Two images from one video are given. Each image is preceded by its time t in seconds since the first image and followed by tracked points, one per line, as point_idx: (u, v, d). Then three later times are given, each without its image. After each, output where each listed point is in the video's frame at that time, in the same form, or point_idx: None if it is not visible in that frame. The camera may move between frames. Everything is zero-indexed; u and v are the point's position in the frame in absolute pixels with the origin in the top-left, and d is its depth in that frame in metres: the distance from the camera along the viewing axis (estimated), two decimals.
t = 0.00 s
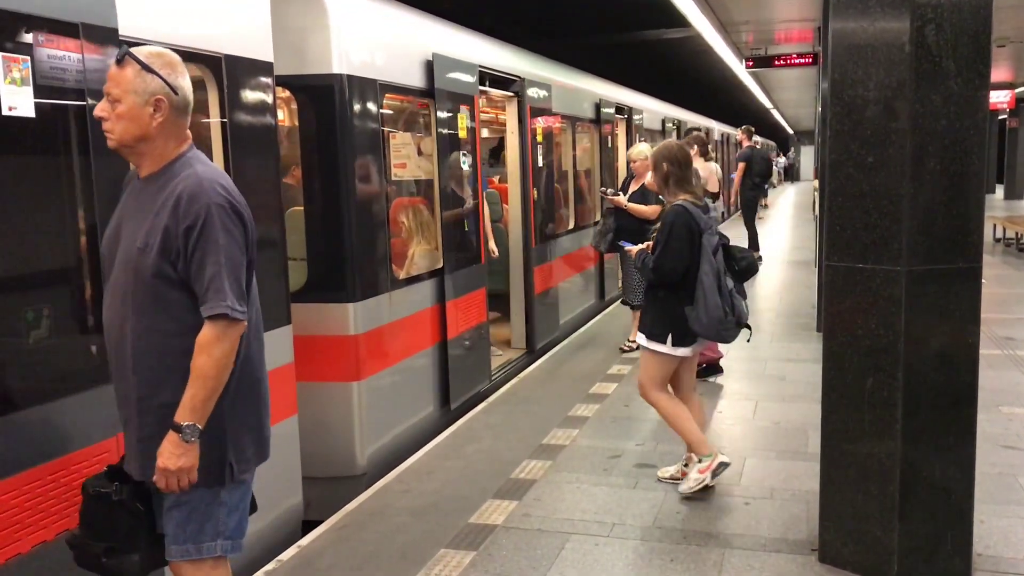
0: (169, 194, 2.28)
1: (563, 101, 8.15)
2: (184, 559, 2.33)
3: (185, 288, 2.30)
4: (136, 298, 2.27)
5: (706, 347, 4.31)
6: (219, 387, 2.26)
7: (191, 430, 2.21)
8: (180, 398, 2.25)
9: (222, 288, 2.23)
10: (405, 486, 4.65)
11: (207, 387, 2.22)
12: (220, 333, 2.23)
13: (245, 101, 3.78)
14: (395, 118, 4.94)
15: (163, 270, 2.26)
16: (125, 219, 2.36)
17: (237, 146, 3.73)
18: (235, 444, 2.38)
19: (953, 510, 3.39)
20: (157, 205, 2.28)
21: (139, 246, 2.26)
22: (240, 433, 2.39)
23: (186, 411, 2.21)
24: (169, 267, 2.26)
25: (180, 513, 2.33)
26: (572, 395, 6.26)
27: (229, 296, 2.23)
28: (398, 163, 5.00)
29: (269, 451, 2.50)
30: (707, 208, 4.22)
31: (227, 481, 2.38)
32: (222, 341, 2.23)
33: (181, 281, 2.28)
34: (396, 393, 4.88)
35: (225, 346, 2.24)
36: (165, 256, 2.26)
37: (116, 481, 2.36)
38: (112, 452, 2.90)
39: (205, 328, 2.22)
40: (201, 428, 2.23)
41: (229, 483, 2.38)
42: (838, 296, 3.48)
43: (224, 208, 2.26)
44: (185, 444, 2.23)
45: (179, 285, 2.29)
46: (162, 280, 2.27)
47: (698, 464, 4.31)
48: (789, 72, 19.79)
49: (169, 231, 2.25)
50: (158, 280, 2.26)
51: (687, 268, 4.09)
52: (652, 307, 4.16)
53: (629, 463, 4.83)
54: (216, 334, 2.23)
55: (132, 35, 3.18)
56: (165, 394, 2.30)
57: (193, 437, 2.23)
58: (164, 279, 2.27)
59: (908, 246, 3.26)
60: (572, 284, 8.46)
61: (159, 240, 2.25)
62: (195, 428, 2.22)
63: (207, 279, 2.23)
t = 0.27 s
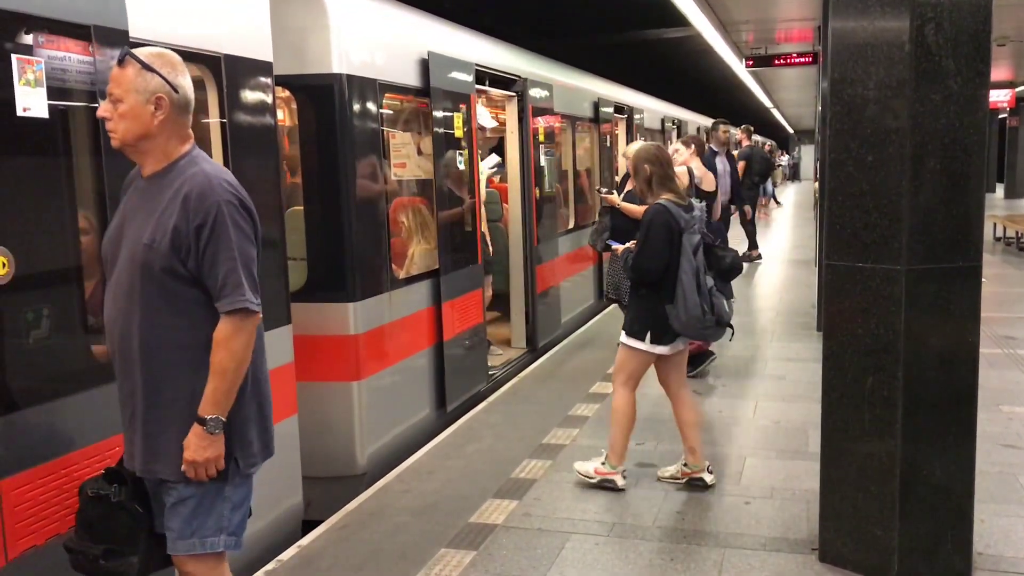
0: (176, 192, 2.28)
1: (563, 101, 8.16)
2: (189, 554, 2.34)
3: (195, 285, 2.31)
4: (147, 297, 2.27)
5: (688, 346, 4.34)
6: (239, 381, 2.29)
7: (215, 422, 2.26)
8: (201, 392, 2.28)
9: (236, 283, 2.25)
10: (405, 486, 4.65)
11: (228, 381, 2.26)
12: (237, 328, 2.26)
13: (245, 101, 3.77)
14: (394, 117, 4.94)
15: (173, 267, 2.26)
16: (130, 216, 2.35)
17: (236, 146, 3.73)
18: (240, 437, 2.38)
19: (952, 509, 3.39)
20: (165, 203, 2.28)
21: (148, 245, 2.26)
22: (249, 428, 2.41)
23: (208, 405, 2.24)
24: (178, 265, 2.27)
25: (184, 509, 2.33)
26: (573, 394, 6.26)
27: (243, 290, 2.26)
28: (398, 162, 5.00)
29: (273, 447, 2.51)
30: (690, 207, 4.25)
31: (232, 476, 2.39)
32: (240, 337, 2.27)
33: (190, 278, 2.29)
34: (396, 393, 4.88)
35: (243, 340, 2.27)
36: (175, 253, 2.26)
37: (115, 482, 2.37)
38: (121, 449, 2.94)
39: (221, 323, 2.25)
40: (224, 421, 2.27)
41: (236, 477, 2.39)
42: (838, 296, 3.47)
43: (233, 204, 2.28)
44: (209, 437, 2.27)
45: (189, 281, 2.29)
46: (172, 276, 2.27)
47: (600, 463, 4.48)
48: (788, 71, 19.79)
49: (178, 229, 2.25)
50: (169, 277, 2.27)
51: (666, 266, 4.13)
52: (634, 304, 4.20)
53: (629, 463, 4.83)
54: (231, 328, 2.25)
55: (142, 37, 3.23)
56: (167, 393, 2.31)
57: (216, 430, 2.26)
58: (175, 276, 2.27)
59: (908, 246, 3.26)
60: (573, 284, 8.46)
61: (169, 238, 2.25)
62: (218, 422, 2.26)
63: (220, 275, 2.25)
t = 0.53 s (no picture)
0: (175, 187, 2.28)
1: (563, 99, 8.16)
2: (208, 551, 2.33)
3: (195, 281, 2.30)
4: (147, 293, 2.27)
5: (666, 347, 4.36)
6: (234, 377, 2.26)
7: (209, 420, 2.22)
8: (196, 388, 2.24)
9: (234, 279, 2.24)
10: (405, 485, 4.65)
11: (222, 378, 2.22)
12: (233, 324, 2.24)
13: (244, 100, 3.77)
14: (394, 117, 4.94)
15: (173, 263, 2.26)
16: (130, 213, 2.36)
17: (236, 145, 3.73)
18: (247, 431, 2.38)
19: (952, 508, 3.39)
20: (165, 198, 2.28)
21: (148, 241, 2.26)
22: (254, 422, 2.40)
23: (201, 402, 2.20)
24: (178, 261, 2.26)
25: (197, 506, 2.33)
26: (573, 393, 6.26)
27: (241, 286, 2.24)
28: (397, 162, 5.00)
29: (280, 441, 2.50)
30: (664, 205, 4.28)
31: (241, 471, 2.38)
32: (235, 333, 2.24)
33: (190, 274, 2.28)
34: (396, 392, 4.88)
35: (239, 335, 2.24)
36: (175, 249, 2.26)
37: (117, 483, 2.37)
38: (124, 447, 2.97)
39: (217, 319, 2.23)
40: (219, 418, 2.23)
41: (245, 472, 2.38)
42: (838, 294, 3.47)
43: (232, 200, 2.27)
44: (204, 435, 2.23)
45: (188, 278, 2.29)
46: (172, 272, 2.27)
47: (582, 462, 4.55)
48: (788, 70, 19.79)
49: (178, 224, 2.25)
50: (168, 274, 2.27)
51: (638, 263, 4.18)
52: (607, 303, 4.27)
53: (629, 462, 4.83)
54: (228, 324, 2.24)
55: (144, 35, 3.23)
56: (169, 391, 2.31)
57: (211, 428, 2.22)
58: (174, 272, 2.27)
59: (908, 244, 3.25)
60: (573, 282, 8.47)
61: (168, 234, 2.25)
62: (213, 419, 2.22)
63: (218, 270, 2.24)
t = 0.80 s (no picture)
0: (168, 188, 2.28)
1: (561, 99, 8.16)
2: (203, 552, 2.34)
3: (187, 282, 2.30)
4: (140, 293, 2.27)
5: (633, 346, 4.40)
6: (223, 378, 2.25)
7: (197, 421, 2.21)
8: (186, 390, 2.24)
9: (224, 279, 2.23)
10: (403, 485, 4.64)
11: (210, 378, 2.22)
12: (223, 325, 2.23)
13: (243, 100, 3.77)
14: (392, 116, 4.93)
15: (166, 264, 2.26)
16: (124, 213, 2.36)
17: (234, 145, 3.73)
18: (240, 432, 2.38)
19: (950, 508, 3.39)
20: (157, 199, 2.28)
21: (140, 241, 2.26)
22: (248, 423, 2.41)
23: (189, 403, 2.21)
24: (170, 261, 2.26)
25: (193, 507, 2.33)
26: (571, 393, 6.26)
27: (231, 286, 2.23)
28: (395, 161, 4.99)
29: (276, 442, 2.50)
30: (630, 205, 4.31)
31: (236, 473, 2.38)
32: (225, 333, 2.23)
33: (182, 274, 2.28)
34: (393, 392, 4.87)
35: (228, 337, 2.23)
36: (166, 249, 2.25)
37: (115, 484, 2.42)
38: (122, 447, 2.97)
39: (207, 319, 2.23)
40: (207, 419, 2.23)
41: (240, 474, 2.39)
42: (836, 294, 3.46)
43: (224, 200, 2.26)
44: (191, 436, 2.23)
45: (180, 278, 2.28)
46: (164, 273, 2.27)
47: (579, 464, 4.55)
48: (787, 70, 19.79)
49: (169, 225, 2.24)
50: (161, 274, 2.26)
51: (599, 261, 4.23)
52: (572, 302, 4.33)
53: (628, 462, 4.83)
54: (218, 325, 2.23)
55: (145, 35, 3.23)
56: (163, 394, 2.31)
57: (198, 429, 2.22)
58: (166, 272, 2.27)
59: (905, 244, 3.26)
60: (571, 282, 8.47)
61: (160, 234, 2.24)
62: (201, 420, 2.22)
63: (209, 270, 2.23)
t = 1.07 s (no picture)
0: (158, 189, 2.29)
1: (557, 100, 8.16)
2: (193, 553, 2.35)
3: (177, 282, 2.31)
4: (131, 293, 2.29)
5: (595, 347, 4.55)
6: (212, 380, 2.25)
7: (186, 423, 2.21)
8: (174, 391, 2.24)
9: (211, 280, 2.24)
10: (398, 486, 4.64)
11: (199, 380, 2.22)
12: (211, 326, 2.23)
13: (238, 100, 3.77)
14: (387, 116, 4.93)
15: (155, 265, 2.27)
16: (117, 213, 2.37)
17: (229, 145, 3.72)
18: (231, 434, 2.39)
19: (944, 509, 3.40)
20: (147, 200, 2.30)
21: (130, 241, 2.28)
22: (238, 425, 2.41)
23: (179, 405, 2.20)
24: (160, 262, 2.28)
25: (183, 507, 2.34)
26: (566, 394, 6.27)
27: (219, 288, 2.24)
28: (391, 162, 4.99)
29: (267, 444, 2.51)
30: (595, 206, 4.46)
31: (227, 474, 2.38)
32: (214, 334, 2.23)
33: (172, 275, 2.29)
34: (388, 392, 4.87)
35: (217, 337, 2.23)
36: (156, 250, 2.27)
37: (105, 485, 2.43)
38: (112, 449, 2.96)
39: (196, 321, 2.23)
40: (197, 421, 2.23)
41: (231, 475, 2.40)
42: (831, 295, 3.47)
43: (212, 202, 2.27)
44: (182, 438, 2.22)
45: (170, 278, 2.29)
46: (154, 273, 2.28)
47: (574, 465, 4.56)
48: (782, 72, 19.84)
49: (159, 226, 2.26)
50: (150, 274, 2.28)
51: (567, 261, 4.39)
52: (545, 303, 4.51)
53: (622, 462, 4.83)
54: (207, 326, 2.22)
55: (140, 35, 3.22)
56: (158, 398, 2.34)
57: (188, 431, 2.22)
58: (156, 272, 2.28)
59: (899, 247, 3.27)
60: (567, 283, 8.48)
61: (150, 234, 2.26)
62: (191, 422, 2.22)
63: (197, 271, 2.24)
